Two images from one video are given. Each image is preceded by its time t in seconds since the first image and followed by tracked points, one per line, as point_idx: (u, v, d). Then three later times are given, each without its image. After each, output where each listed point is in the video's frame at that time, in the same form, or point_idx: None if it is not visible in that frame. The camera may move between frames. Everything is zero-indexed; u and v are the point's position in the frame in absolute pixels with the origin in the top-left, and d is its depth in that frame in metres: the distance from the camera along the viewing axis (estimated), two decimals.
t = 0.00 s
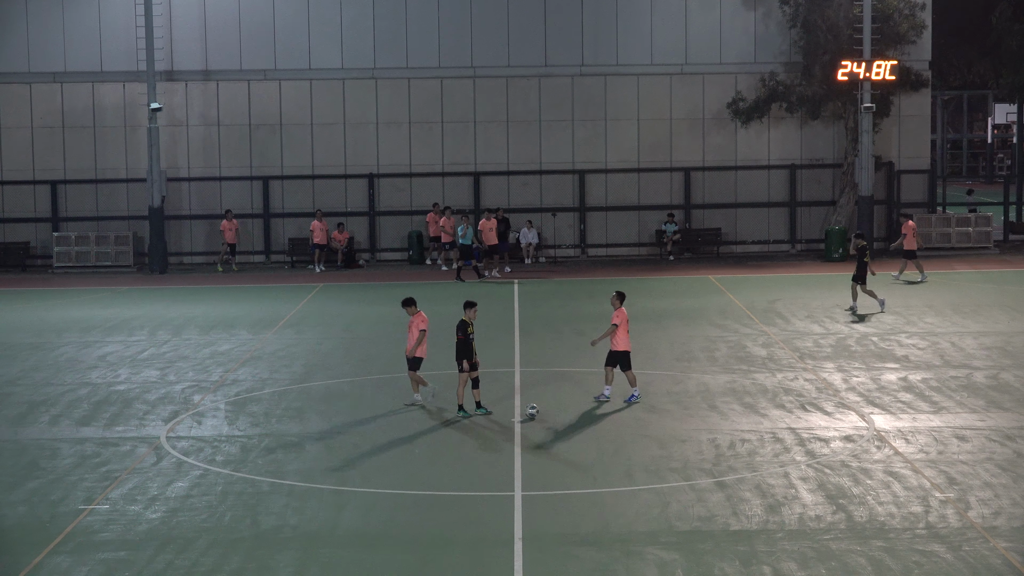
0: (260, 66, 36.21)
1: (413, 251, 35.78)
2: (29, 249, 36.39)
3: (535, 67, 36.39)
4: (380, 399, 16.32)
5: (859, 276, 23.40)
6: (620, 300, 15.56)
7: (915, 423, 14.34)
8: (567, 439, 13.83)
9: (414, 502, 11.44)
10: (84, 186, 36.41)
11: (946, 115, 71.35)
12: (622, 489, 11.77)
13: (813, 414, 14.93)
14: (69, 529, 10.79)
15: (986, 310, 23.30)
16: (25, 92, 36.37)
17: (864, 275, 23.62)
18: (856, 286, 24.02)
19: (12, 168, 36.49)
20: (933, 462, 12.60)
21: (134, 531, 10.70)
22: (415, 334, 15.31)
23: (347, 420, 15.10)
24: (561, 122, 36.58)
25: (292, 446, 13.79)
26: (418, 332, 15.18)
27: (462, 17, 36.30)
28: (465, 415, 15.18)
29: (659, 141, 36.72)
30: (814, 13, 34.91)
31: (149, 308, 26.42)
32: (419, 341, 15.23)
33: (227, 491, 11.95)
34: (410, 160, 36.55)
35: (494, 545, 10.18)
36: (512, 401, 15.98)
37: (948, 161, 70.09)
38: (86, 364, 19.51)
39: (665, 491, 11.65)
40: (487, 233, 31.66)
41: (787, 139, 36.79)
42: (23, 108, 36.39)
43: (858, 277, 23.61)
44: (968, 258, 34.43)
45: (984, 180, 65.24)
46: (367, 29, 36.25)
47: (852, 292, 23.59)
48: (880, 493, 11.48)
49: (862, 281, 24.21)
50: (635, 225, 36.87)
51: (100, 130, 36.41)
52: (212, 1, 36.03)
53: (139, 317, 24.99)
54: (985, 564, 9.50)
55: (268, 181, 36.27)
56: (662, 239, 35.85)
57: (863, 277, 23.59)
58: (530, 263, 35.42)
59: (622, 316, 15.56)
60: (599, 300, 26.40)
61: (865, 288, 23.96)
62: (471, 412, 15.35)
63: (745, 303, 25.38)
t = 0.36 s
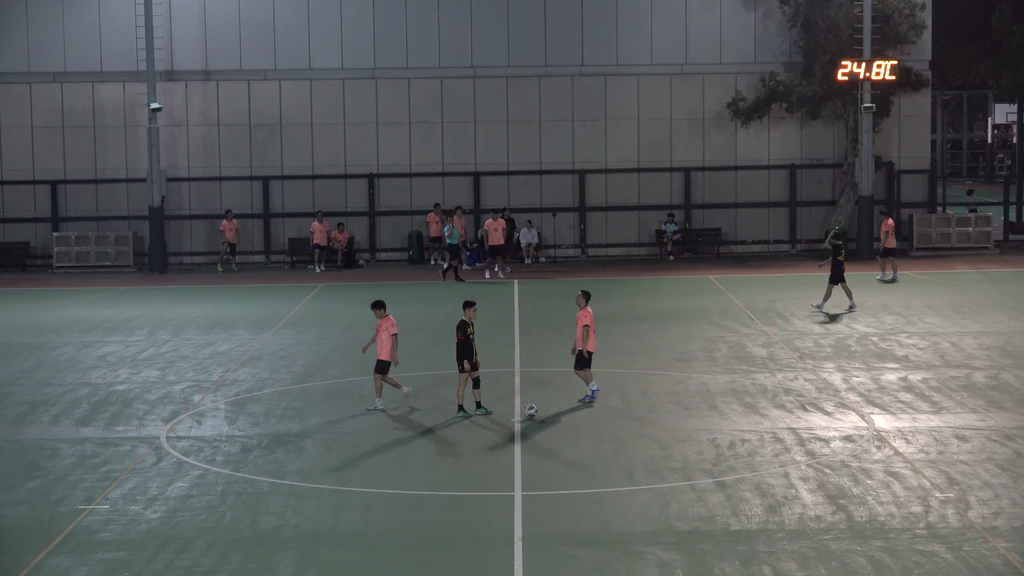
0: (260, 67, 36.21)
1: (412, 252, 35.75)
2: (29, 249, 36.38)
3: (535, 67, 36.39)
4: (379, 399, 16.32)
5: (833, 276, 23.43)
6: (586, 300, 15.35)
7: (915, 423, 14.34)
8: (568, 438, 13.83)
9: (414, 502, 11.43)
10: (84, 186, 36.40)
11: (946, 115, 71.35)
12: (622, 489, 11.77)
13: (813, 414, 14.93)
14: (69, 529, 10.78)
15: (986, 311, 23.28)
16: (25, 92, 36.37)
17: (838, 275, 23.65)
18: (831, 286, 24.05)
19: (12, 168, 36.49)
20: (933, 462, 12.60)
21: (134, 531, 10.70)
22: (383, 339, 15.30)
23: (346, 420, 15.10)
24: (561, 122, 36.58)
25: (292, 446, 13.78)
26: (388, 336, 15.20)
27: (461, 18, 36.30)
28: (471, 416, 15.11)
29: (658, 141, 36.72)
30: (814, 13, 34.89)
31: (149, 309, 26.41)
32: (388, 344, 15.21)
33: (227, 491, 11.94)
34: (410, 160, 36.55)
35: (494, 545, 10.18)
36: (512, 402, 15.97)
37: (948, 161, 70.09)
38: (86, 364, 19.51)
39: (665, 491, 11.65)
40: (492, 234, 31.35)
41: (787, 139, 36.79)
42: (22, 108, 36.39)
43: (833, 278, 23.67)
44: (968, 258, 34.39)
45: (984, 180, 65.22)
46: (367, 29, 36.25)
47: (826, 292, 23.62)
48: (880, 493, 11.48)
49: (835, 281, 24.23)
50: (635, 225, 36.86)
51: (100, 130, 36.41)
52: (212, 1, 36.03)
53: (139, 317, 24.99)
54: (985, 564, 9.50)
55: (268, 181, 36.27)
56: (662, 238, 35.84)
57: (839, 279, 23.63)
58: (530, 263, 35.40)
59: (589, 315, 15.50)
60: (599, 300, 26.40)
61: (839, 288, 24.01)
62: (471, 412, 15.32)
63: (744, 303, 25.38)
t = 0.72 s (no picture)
0: (260, 66, 36.21)
1: (412, 252, 35.74)
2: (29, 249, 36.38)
3: (535, 67, 36.40)
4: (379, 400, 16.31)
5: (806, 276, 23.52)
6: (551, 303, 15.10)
7: (915, 423, 14.34)
8: (568, 438, 13.84)
9: (414, 503, 11.44)
10: (85, 186, 36.40)
11: (946, 116, 71.37)
12: (622, 489, 11.77)
13: (813, 414, 14.93)
14: (69, 529, 10.78)
15: (986, 311, 23.28)
16: (25, 92, 36.37)
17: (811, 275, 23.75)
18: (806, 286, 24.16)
19: (11, 168, 36.49)
20: (933, 462, 12.60)
21: (134, 531, 10.70)
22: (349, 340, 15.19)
23: (346, 421, 15.10)
24: (561, 122, 36.59)
25: (292, 446, 13.78)
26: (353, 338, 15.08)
27: (461, 18, 36.30)
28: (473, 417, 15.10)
29: (658, 141, 36.72)
30: (814, 13, 34.91)
31: (149, 308, 26.41)
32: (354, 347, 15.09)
33: (227, 491, 11.95)
34: (410, 160, 36.55)
35: (494, 545, 10.18)
36: (511, 402, 15.96)
37: (948, 161, 70.11)
38: (86, 364, 19.51)
39: (665, 491, 11.65)
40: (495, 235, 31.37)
41: (787, 139, 36.80)
42: (22, 108, 36.39)
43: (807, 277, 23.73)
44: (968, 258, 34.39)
45: (984, 180, 65.22)
46: (367, 29, 36.26)
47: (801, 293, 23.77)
48: (880, 492, 11.49)
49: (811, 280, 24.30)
50: (635, 225, 36.87)
51: (100, 130, 36.41)
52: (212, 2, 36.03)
53: (139, 317, 24.99)
54: (985, 564, 9.50)
55: (268, 181, 36.28)
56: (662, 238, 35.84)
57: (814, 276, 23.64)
58: (530, 263, 35.40)
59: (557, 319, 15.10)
60: (599, 300, 26.39)
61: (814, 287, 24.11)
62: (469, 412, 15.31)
63: (744, 303, 25.38)
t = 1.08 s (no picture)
0: (260, 66, 36.22)
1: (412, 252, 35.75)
2: (29, 249, 36.39)
3: (535, 67, 36.40)
4: (379, 400, 16.32)
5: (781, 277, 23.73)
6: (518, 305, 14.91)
7: (915, 423, 14.34)
8: (567, 438, 13.85)
9: (414, 502, 11.44)
10: (85, 186, 36.41)
11: (946, 116, 71.40)
12: (621, 489, 11.77)
13: (813, 414, 14.94)
14: (69, 529, 10.79)
15: (987, 311, 23.27)
16: (25, 92, 36.38)
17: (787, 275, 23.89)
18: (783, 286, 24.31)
19: (12, 168, 36.49)
20: (933, 462, 12.60)
21: (134, 531, 10.71)
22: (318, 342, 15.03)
23: (346, 420, 15.12)
24: (561, 122, 36.59)
25: (293, 446, 13.79)
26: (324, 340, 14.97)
27: (461, 18, 36.30)
28: (472, 417, 15.08)
29: (658, 141, 36.72)
30: (814, 13, 34.90)
31: (149, 309, 26.41)
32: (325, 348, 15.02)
33: (227, 491, 11.95)
34: (410, 160, 36.56)
35: (494, 545, 10.18)
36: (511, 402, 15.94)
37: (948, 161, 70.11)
38: (86, 364, 19.52)
39: (665, 491, 11.66)
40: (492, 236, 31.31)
41: (787, 140, 36.80)
42: (23, 108, 36.39)
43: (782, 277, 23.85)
44: (968, 258, 34.39)
45: (984, 180, 65.25)
46: (367, 29, 36.25)
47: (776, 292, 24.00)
48: (880, 492, 11.49)
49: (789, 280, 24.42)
50: (635, 225, 36.88)
51: (100, 130, 36.42)
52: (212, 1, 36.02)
53: (139, 317, 24.99)
54: (985, 564, 9.50)
55: (268, 181, 36.29)
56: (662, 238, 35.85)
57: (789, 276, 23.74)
58: (530, 263, 35.42)
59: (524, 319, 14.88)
60: (598, 300, 26.40)
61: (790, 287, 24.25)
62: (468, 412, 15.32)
63: (744, 303, 25.39)
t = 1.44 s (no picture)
0: (260, 66, 36.21)
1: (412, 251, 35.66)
2: (29, 249, 36.38)
3: (535, 67, 36.40)
4: (378, 400, 16.32)
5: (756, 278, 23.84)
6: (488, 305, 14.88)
7: (915, 423, 14.34)
8: (567, 438, 13.84)
9: (414, 503, 11.44)
10: (85, 186, 36.41)
11: (946, 116, 71.41)
12: (621, 489, 11.77)
13: (813, 414, 14.93)
14: (68, 529, 10.79)
15: (987, 310, 23.28)
16: (25, 92, 36.37)
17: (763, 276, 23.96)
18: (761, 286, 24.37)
19: (12, 168, 36.49)
20: (933, 462, 12.60)
21: (134, 531, 10.70)
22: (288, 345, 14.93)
23: (346, 420, 15.11)
24: (561, 122, 36.59)
25: (292, 446, 13.78)
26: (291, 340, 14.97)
27: (461, 18, 36.30)
28: (471, 417, 15.09)
29: (658, 141, 36.72)
30: (815, 13, 34.87)
31: (149, 309, 26.41)
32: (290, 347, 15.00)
33: (227, 491, 11.95)
34: (410, 160, 36.56)
35: (494, 545, 10.17)
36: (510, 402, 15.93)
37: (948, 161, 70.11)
38: (86, 364, 19.51)
39: (664, 491, 11.65)
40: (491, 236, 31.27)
41: (787, 140, 36.81)
42: (23, 108, 36.39)
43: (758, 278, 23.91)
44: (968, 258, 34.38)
45: (984, 180, 65.26)
46: (367, 29, 36.25)
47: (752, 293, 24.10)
48: (880, 492, 11.49)
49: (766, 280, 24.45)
50: (635, 225, 36.87)
51: (100, 130, 36.42)
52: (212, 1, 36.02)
53: (139, 317, 24.99)
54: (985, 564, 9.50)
55: (268, 181, 36.29)
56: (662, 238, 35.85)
57: (765, 277, 23.82)
58: (530, 263, 35.44)
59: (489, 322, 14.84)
60: (598, 300, 26.40)
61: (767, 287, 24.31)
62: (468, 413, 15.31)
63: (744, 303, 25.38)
